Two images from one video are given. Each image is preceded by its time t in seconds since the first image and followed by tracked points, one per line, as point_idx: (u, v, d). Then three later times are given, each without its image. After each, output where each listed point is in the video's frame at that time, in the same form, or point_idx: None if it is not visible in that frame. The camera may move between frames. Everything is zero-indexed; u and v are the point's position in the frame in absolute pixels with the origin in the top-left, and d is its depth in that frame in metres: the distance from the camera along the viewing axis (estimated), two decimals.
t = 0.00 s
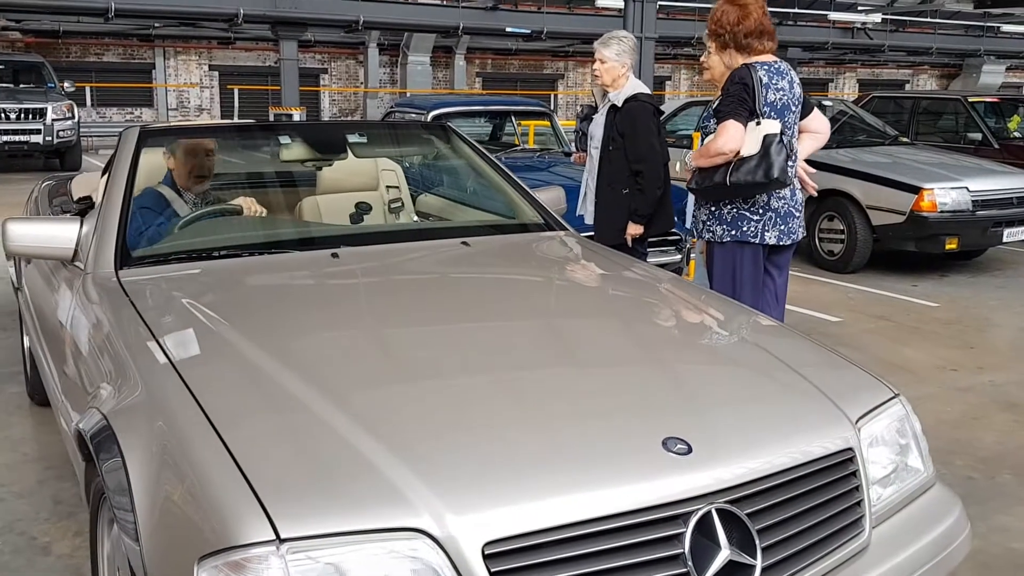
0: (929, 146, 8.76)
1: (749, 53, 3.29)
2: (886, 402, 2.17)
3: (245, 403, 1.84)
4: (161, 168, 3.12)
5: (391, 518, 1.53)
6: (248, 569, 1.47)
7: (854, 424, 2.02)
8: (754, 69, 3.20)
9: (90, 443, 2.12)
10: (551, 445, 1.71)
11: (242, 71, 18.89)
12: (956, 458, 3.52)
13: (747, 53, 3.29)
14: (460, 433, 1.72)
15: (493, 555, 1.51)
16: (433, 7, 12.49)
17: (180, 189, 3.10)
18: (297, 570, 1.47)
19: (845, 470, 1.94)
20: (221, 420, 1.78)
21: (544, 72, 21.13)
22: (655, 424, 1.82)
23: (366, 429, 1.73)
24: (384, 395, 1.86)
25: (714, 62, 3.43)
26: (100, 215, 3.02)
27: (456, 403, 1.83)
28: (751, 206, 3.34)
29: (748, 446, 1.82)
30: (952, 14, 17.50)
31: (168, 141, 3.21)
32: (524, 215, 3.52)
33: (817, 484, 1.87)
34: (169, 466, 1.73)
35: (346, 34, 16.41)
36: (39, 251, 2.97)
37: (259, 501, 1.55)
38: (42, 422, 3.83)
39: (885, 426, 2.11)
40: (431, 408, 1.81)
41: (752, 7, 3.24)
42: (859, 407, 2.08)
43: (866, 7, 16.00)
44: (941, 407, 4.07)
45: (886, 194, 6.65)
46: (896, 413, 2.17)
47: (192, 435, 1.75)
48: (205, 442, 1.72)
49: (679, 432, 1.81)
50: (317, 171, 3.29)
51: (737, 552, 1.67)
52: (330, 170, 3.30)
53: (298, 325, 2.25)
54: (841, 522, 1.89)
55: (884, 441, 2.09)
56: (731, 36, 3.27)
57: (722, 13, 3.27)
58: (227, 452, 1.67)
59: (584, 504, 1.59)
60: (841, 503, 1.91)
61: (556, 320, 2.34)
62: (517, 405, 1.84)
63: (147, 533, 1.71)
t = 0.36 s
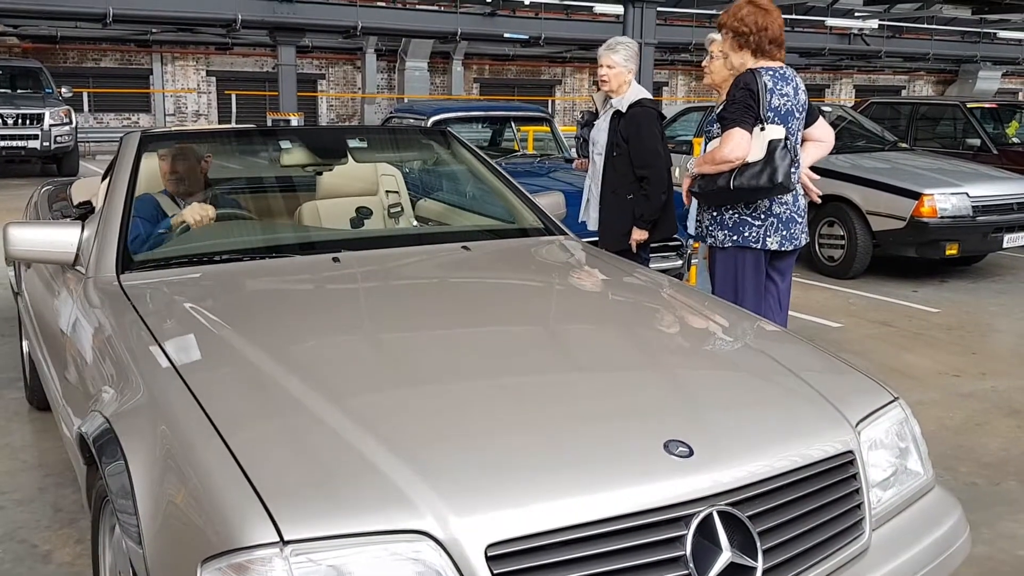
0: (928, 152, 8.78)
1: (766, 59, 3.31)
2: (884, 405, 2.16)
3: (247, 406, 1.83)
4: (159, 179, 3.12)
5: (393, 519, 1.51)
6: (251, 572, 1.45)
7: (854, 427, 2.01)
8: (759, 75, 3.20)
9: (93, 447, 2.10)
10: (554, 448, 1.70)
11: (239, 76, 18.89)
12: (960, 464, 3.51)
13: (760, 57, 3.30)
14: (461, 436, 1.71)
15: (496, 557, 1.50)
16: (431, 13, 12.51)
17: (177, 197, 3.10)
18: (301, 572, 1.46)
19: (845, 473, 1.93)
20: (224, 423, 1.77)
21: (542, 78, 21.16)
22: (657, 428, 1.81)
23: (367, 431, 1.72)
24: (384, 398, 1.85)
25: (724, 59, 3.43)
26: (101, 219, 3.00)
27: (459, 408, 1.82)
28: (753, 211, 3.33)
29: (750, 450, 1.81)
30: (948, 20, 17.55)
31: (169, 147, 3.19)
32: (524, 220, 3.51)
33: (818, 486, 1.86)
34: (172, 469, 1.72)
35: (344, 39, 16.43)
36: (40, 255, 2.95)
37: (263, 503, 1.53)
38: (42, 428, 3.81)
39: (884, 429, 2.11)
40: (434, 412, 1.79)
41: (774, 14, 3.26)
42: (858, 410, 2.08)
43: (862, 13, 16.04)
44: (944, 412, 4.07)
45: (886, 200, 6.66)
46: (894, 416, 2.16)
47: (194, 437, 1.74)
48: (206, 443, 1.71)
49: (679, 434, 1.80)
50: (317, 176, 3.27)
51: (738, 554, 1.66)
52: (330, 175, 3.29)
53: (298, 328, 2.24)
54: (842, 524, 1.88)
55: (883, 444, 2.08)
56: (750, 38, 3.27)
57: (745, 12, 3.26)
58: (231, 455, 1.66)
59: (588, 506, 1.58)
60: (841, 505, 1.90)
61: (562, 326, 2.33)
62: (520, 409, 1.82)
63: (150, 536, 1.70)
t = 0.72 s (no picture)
0: (927, 154, 8.79)
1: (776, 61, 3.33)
2: (865, 398, 2.16)
3: (246, 401, 1.82)
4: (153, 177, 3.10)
5: (383, 505, 1.52)
6: (247, 556, 1.47)
7: (834, 419, 2.01)
8: (767, 76, 3.19)
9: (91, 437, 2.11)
10: (543, 438, 1.71)
11: (237, 76, 18.87)
12: (963, 466, 3.51)
13: (768, 59, 3.30)
14: (453, 426, 1.72)
15: (483, 542, 1.51)
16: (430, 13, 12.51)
17: (170, 196, 3.07)
18: (295, 556, 1.47)
19: (827, 465, 1.93)
20: (220, 414, 1.77)
21: (540, 79, 21.16)
22: (645, 420, 1.81)
23: (368, 427, 1.70)
24: (387, 395, 1.83)
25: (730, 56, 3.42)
26: (99, 217, 3.01)
27: (452, 400, 1.82)
28: (760, 212, 3.33)
29: (736, 440, 1.82)
30: (946, 23, 17.56)
31: (163, 146, 3.19)
32: (519, 219, 3.49)
33: (800, 476, 1.87)
34: (169, 459, 1.72)
35: (343, 40, 16.42)
36: (38, 252, 2.94)
37: (258, 491, 1.54)
38: (42, 428, 3.80)
39: (865, 422, 2.10)
40: (432, 406, 1.79)
41: (785, 18, 3.27)
42: (840, 404, 2.08)
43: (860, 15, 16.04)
44: (946, 414, 4.06)
45: (886, 202, 6.66)
46: (875, 410, 2.16)
47: (191, 428, 1.75)
48: (207, 438, 1.70)
49: (663, 426, 1.80)
50: (314, 174, 3.25)
51: (719, 542, 1.66)
52: (327, 173, 3.27)
53: (298, 328, 2.22)
54: (824, 514, 1.88)
55: (865, 437, 2.08)
56: (762, 39, 3.26)
57: (761, 13, 3.24)
58: (228, 446, 1.66)
59: (575, 493, 1.59)
60: (823, 496, 1.91)
61: (564, 325, 2.32)
62: (514, 402, 1.82)
63: (150, 526, 1.70)
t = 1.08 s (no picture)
0: (926, 154, 8.80)
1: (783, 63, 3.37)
2: (839, 387, 2.21)
3: (245, 392, 1.84)
4: (152, 176, 3.10)
5: (368, 484, 1.57)
6: (237, 532, 1.52)
7: (807, 407, 2.06)
8: (770, 75, 3.19)
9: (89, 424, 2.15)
10: (524, 421, 1.75)
11: (236, 76, 18.86)
12: (963, 465, 3.52)
13: (773, 58, 3.32)
14: (439, 410, 1.77)
15: (463, 519, 1.56)
16: (430, 13, 12.52)
17: (167, 195, 3.08)
18: (283, 533, 1.52)
19: (799, 450, 1.98)
20: (213, 401, 1.81)
21: (539, 79, 21.17)
22: (624, 407, 1.85)
23: (363, 417, 1.73)
24: (385, 388, 1.84)
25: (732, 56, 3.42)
26: (96, 212, 3.02)
27: (440, 389, 1.85)
28: (764, 212, 3.32)
29: (712, 425, 1.86)
30: (945, 24, 17.58)
31: (163, 143, 3.21)
32: (509, 215, 3.51)
33: (773, 460, 1.91)
34: (164, 444, 1.77)
35: (342, 40, 16.40)
36: (36, 246, 2.96)
37: (247, 469, 1.59)
38: (42, 427, 3.79)
39: (837, 411, 2.15)
40: (420, 393, 1.83)
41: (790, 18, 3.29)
42: (813, 392, 2.12)
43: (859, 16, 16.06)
44: (946, 414, 4.07)
45: (885, 202, 6.67)
46: (849, 398, 2.21)
47: (186, 413, 1.79)
48: (206, 431, 1.71)
49: (639, 411, 1.84)
50: (308, 172, 3.28)
51: (691, 521, 1.71)
52: (320, 169, 3.29)
53: (300, 328, 2.20)
54: (794, 496, 1.93)
55: (837, 425, 2.13)
56: (767, 39, 3.27)
57: (767, 12, 3.25)
58: (220, 430, 1.70)
59: (553, 473, 1.63)
60: (795, 480, 1.95)
61: (563, 322, 2.33)
62: (500, 391, 1.86)
63: (144, 508, 1.75)
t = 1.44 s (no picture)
0: (922, 154, 8.82)
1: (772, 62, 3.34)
2: (811, 379, 2.27)
3: (251, 394, 1.84)
4: (146, 175, 3.12)
5: (352, 472, 1.64)
6: (225, 518, 1.59)
7: (781, 399, 2.12)
8: (763, 77, 3.19)
9: (82, 418, 2.19)
10: (508, 412, 1.82)
11: (232, 76, 18.85)
12: (959, 464, 3.53)
13: (764, 59, 3.31)
14: (422, 402, 1.83)
15: (444, 506, 1.63)
16: (426, 14, 12.52)
17: (161, 193, 3.10)
18: (270, 519, 1.59)
19: (772, 440, 2.04)
20: (205, 397, 1.85)
21: (535, 79, 21.18)
22: (605, 397, 1.92)
23: (350, 411, 1.78)
24: (376, 385, 1.88)
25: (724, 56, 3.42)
26: (91, 211, 3.05)
27: (425, 383, 1.90)
28: (760, 214, 3.33)
29: (689, 416, 1.93)
30: (941, 24, 17.59)
31: (156, 142, 3.23)
32: (497, 214, 3.53)
33: (746, 450, 1.98)
34: (155, 437, 1.82)
35: (337, 40, 16.38)
36: (31, 244, 2.97)
37: (235, 458, 1.66)
38: (39, 428, 3.78)
39: (810, 403, 2.21)
40: (405, 386, 1.88)
41: (781, 18, 3.28)
42: (786, 384, 2.19)
43: (855, 16, 16.07)
44: (943, 413, 4.08)
45: (881, 202, 6.69)
46: (822, 391, 2.27)
47: (177, 406, 1.84)
48: (197, 425, 1.76)
49: (615, 402, 1.91)
50: (299, 170, 3.30)
51: (665, 508, 1.78)
52: (311, 169, 3.30)
53: (300, 328, 2.20)
54: (767, 485, 1.99)
55: (810, 417, 2.19)
56: (757, 40, 3.26)
57: (756, 13, 3.24)
58: (210, 424, 1.75)
59: (532, 461, 1.70)
60: (767, 469, 2.01)
61: (560, 322, 2.34)
62: (487, 384, 1.92)
63: (135, 497, 1.81)
